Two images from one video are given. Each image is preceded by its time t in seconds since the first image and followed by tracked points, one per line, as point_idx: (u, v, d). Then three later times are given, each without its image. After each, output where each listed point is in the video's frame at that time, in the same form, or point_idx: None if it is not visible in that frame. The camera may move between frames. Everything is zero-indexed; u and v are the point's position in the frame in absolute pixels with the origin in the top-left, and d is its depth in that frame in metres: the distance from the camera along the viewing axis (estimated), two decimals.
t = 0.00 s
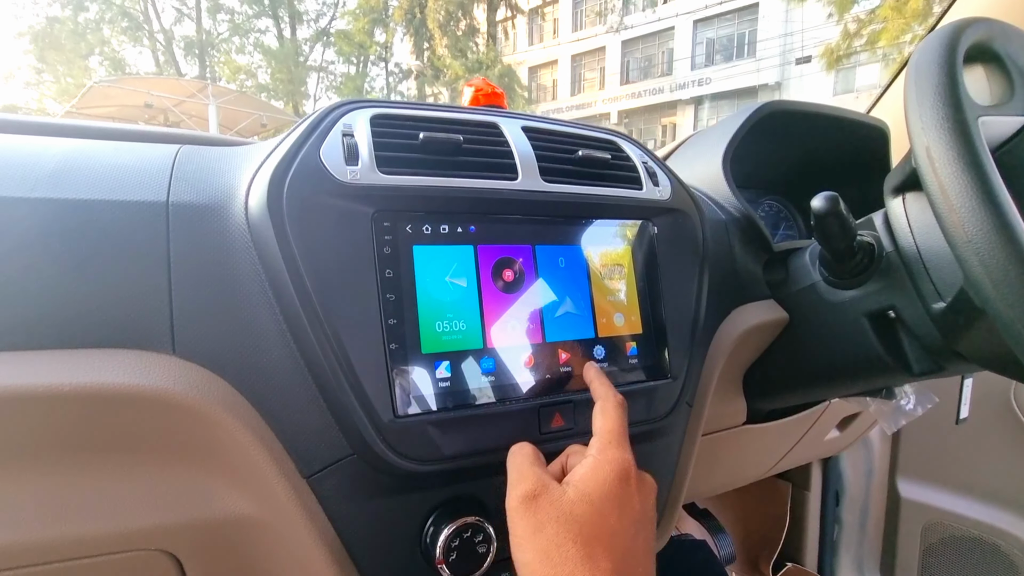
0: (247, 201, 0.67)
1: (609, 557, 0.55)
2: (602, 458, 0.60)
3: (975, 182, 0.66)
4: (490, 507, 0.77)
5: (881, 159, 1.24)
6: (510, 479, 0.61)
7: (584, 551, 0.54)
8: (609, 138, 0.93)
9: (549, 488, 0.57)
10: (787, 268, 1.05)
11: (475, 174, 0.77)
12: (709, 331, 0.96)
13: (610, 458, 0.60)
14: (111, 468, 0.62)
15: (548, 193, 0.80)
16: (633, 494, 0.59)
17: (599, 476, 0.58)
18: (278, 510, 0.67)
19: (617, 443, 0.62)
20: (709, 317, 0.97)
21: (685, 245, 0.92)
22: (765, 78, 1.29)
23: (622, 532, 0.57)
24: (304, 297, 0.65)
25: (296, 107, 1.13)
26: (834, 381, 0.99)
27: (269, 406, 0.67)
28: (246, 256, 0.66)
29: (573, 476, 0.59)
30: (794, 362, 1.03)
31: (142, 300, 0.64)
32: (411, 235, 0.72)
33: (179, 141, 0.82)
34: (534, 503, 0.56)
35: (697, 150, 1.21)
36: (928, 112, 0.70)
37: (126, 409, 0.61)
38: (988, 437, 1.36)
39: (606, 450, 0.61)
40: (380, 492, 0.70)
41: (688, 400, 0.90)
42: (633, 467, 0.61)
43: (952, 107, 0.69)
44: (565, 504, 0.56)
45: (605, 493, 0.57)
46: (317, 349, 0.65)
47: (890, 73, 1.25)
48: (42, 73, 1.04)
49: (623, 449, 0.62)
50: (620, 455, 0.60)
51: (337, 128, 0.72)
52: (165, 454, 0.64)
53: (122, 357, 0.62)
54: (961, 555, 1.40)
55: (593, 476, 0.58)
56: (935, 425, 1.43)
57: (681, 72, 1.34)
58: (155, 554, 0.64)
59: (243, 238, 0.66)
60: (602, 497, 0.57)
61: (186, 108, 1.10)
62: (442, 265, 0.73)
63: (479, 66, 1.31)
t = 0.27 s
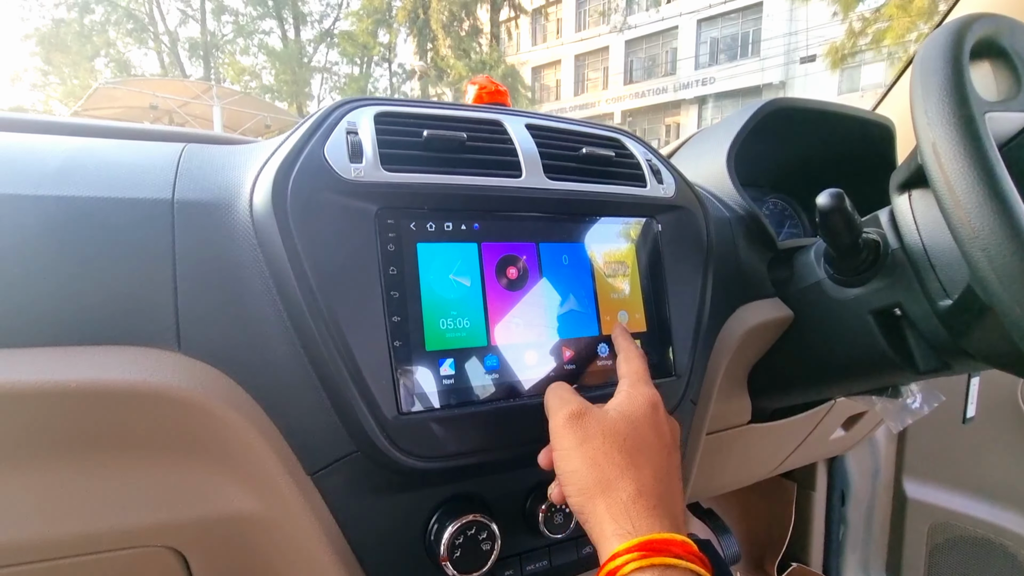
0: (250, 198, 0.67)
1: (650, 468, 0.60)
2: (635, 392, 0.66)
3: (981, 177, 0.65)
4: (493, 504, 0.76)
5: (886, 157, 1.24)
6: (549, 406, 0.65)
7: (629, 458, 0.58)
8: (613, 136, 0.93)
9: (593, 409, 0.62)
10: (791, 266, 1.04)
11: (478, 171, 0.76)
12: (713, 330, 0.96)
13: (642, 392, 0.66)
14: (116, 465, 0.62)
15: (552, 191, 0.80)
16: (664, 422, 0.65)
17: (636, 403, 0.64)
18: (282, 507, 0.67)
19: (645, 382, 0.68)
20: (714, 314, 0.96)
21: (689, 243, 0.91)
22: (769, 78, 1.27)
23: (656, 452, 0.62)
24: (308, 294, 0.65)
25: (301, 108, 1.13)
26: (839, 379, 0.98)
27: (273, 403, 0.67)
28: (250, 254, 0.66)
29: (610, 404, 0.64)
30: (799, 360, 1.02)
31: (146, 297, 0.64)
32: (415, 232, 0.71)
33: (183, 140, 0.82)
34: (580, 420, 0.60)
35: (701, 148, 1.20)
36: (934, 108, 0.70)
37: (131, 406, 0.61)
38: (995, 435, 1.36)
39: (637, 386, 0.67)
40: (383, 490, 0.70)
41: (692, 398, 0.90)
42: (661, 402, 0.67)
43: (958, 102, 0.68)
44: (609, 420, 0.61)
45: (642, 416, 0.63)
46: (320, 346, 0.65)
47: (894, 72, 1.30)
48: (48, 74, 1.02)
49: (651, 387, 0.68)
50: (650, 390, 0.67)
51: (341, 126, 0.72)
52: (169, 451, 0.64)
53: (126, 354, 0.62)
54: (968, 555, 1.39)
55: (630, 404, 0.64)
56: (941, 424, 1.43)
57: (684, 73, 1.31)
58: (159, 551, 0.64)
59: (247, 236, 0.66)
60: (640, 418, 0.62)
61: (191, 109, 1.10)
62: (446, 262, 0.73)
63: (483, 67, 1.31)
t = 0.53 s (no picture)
0: (258, 201, 0.67)
1: (627, 505, 0.53)
2: (611, 409, 0.58)
3: (989, 181, 0.65)
4: (499, 506, 0.76)
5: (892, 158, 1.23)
6: (517, 429, 0.57)
7: (606, 500, 0.52)
8: (618, 138, 0.93)
9: (566, 437, 0.54)
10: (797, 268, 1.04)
11: (484, 174, 0.77)
12: (719, 332, 0.96)
13: (621, 409, 0.58)
14: (125, 467, 0.62)
15: (557, 193, 0.80)
16: (643, 444, 0.59)
17: (613, 426, 0.57)
18: (289, 508, 0.67)
19: (623, 393, 0.60)
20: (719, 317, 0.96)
21: (695, 245, 0.91)
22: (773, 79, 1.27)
23: (635, 482, 0.55)
24: (315, 297, 0.65)
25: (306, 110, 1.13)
26: (845, 382, 0.98)
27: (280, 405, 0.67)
28: (257, 257, 0.66)
29: (585, 427, 0.56)
30: (805, 363, 1.02)
31: (155, 300, 0.64)
32: (421, 234, 0.71)
33: (191, 143, 0.82)
34: (552, 454, 0.53)
35: (706, 150, 1.20)
36: (941, 110, 0.69)
37: (140, 408, 0.61)
38: (1002, 438, 1.35)
39: (615, 401, 0.59)
40: (390, 492, 0.70)
41: (697, 400, 0.90)
42: (641, 418, 0.59)
43: (965, 105, 0.68)
44: (584, 452, 0.53)
45: (620, 443, 0.56)
46: (327, 348, 0.65)
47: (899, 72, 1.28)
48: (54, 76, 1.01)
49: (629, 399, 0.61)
50: (629, 406, 0.59)
51: (347, 129, 0.72)
52: (178, 453, 0.64)
53: (135, 356, 0.62)
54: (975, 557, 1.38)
55: (608, 427, 0.56)
56: (947, 426, 1.42)
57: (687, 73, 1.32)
58: (168, 552, 0.64)
59: (254, 238, 0.67)
60: (618, 448, 0.55)
61: (198, 111, 1.08)
62: (452, 264, 0.73)
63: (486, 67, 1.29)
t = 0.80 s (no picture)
0: (257, 197, 0.68)
1: (570, 540, 0.53)
2: (565, 440, 0.59)
3: (988, 177, 0.65)
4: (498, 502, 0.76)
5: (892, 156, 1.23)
6: (468, 456, 0.58)
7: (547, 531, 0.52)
8: (617, 136, 0.93)
9: (514, 464, 0.54)
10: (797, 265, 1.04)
11: (482, 171, 0.77)
12: (718, 329, 0.96)
13: (576, 441, 0.59)
14: (126, 461, 0.63)
15: (555, 190, 0.80)
16: (596, 477, 0.58)
17: (563, 455, 0.57)
18: (289, 504, 0.68)
19: (581, 426, 0.61)
20: (719, 314, 0.96)
21: (694, 242, 0.91)
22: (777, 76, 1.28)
23: (582, 516, 0.55)
24: (314, 293, 0.65)
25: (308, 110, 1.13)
26: (845, 379, 0.98)
27: (279, 401, 0.67)
28: (257, 253, 0.66)
29: (536, 456, 0.57)
30: (806, 360, 1.02)
31: (155, 296, 0.64)
32: (419, 231, 0.72)
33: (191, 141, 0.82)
34: (497, 480, 0.53)
35: (706, 147, 1.20)
36: (940, 106, 0.69)
37: (141, 403, 0.61)
38: (1005, 437, 1.34)
39: (571, 432, 0.59)
40: (388, 488, 0.70)
41: (696, 397, 0.90)
42: (596, 452, 0.60)
43: (964, 101, 0.68)
44: (530, 480, 0.53)
45: (570, 473, 0.56)
46: (326, 344, 0.66)
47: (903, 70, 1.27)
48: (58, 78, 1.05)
49: (588, 433, 0.61)
50: (584, 437, 0.59)
51: (345, 127, 0.72)
52: (177, 448, 0.64)
53: (136, 352, 0.63)
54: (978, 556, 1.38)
55: (559, 456, 0.57)
56: (951, 425, 1.42)
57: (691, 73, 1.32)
58: (168, 547, 0.64)
59: (254, 235, 0.67)
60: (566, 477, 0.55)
61: (200, 112, 1.10)
62: (450, 261, 0.73)
63: (488, 67, 1.27)
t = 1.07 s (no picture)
0: (251, 203, 0.67)
1: (531, 488, 0.51)
2: (519, 385, 0.54)
3: (991, 181, 0.64)
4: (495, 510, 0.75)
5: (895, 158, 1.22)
6: (418, 414, 0.53)
7: (506, 487, 0.49)
8: (616, 139, 0.92)
9: (465, 420, 0.50)
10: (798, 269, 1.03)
11: (480, 176, 0.76)
12: (718, 334, 0.95)
13: (530, 386, 0.54)
14: (118, 471, 0.62)
15: (553, 195, 0.79)
16: (554, 421, 0.54)
17: (518, 405, 0.52)
18: (283, 512, 0.67)
19: (535, 368, 0.55)
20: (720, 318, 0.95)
21: (694, 246, 0.90)
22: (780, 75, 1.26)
23: (542, 462, 0.52)
24: (308, 300, 0.64)
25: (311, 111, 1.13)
26: (846, 384, 0.96)
27: (273, 409, 0.66)
28: (250, 259, 0.65)
29: (489, 409, 0.52)
30: (808, 365, 1.00)
31: (147, 303, 0.63)
32: (415, 237, 0.71)
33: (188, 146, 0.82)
34: (448, 441, 0.49)
35: (707, 149, 1.19)
36: (943, 109, 0.68)
37: (133, 411, 0.61)
38: (1011, 441, 1.32)
39: (524, 377, 0.54)
40: (383, 496, 0.69)
41: (696, 403, 0.89)
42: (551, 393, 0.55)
43: (967, 104, 0.67)
44: (484, 434, 0.50)
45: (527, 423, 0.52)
46: (320, 351, 0.65)
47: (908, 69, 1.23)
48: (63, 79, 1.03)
49: (542, 373, 0.56)
50: (538, 382, 0.54)
51: (341, 132, 0.71)
52: (171, 457, 0.63)
53: (128, 359, 0.62)
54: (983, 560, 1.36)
55: (513, 406, 0.52)
56: (957, 429, 1.41)
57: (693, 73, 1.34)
58: (162, 555, 0.64)
59: (247, 241, 0.66)
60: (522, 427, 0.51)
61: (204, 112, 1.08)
62: (446, 267, 0.72)
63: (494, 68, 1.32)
